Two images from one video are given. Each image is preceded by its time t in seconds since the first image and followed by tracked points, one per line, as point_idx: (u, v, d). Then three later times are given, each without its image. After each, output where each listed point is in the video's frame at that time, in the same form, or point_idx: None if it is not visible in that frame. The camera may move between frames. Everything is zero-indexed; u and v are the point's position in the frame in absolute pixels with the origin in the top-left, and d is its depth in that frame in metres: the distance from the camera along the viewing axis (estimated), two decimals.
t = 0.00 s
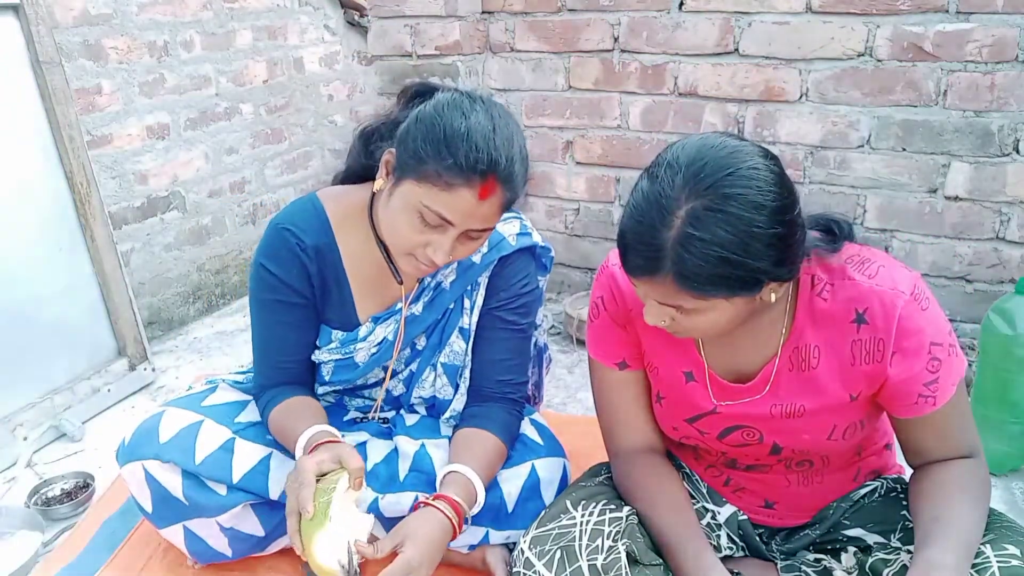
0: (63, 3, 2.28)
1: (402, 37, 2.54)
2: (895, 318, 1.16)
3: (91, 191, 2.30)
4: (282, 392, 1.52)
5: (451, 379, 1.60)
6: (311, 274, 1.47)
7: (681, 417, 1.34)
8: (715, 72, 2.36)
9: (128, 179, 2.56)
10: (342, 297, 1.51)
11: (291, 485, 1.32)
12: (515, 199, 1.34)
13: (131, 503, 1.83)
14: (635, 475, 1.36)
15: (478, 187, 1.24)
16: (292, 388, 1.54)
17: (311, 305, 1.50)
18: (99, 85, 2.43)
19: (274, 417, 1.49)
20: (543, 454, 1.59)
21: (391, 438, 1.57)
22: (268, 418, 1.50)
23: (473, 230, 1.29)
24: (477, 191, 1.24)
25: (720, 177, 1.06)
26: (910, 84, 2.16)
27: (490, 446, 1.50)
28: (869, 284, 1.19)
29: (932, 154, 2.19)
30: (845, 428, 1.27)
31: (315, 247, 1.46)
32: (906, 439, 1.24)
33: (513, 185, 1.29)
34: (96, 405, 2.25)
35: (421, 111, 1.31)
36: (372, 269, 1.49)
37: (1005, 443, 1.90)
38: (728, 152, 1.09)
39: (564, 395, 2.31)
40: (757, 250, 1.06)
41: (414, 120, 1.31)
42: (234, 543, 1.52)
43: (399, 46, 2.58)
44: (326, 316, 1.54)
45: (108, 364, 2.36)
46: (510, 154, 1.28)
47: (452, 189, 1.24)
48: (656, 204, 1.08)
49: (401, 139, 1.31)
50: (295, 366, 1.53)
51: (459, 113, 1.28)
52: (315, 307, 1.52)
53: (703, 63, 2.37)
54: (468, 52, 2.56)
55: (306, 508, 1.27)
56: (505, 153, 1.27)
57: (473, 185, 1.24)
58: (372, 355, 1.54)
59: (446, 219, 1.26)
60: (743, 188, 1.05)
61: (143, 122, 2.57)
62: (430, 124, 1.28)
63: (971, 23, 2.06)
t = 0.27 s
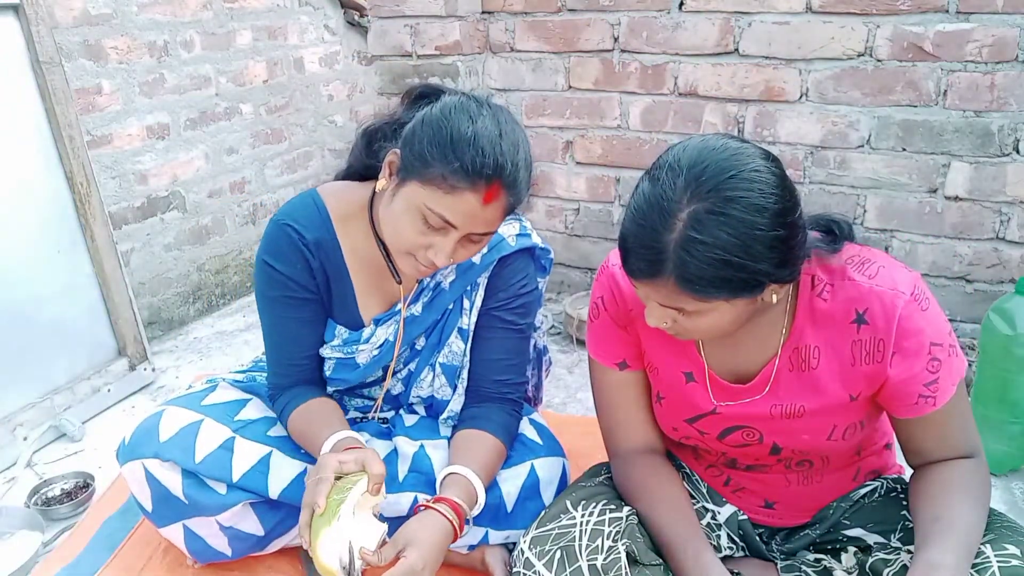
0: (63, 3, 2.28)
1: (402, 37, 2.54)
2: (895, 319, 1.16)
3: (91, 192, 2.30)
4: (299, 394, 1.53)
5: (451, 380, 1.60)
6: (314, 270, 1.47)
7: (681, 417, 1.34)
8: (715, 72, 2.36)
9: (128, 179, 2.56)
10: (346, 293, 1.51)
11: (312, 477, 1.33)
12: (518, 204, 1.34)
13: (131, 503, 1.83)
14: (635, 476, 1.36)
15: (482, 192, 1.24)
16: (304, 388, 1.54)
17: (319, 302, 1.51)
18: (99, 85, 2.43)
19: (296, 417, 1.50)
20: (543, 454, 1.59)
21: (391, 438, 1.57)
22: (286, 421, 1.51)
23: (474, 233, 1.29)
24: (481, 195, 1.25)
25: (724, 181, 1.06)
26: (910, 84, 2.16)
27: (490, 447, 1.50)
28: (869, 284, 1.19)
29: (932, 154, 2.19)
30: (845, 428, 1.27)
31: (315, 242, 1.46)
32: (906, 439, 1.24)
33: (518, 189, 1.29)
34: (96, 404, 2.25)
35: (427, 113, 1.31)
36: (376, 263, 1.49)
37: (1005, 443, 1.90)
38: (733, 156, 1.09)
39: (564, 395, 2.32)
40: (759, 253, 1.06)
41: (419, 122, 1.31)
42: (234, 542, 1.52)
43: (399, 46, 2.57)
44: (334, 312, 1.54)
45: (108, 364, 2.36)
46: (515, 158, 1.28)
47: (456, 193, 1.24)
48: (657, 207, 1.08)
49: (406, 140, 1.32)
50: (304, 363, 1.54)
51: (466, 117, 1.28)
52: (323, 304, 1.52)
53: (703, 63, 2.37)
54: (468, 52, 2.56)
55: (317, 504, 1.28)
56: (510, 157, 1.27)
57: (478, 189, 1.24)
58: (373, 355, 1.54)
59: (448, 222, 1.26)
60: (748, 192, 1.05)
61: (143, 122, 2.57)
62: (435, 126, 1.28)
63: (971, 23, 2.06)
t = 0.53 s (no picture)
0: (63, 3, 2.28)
1: (402, 37, 2.54)
2: (896, 319, 1.16)
3: (91, 191, 2.30)
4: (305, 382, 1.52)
5: (449, 376, 1.59)
6: (317, 255, 1.47)
7: (682, 417, 1.34)
8: (715, 72, 2.36)
9: (128, 179, 2.56)
10: (348, 279, 1.51)
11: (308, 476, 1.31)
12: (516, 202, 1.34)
13: (131, 503, 1.83)
14: (635, 476, 1.36)
15: (478, 192, 1.24)
16: (310, 377, 1.53)
17: (322, 286, 1.50)
18: (99, 85, 2.43)
19: (298, 410, 1.49)
20: (541, 450, 1.59)
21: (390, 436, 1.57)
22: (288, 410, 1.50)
23: (472, 231, 1.29)
24: (479, 195, 1.25)
25: (725, 184, 1.06)
26: (910, 84, 2.16)
27: (488, 442, 1.50)
28: (870, 284, 1.19)
29: (932, 154, 2.19)
30: (845, 428, 1.27)
31: (319, 228, 1.46)
32: (906, 439, 1.24)
33: (515, 187, 1.30)
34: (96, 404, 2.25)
35: (424, 112, 1.31)
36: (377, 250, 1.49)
37: (1005, 443, 1.90)
38: (732, 158, 1.08)
39: (564, 395, 2.32)
40: (760, 255, 1.06)
41: (416, 120, 1.31)
42: (233, 541, 1.52)
43: (399, 46, 2.57)
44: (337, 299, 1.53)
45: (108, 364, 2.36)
46: (511, 158, 1.28)
47: (452, 193, 1.24)
48: (660, 210, 1.08)
49: (402, 138, 1.31)
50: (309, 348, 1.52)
51: (461, 116, 1.28)
52: (328, 289, 1.52)
53: (703, 63, 2.37)
54: (468, 52, 2.56)
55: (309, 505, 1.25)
56: (506, 156, 1.27)
57: (474, 190, 1.24)
58: (374, 351, 1.54)
59: (447, 221, 1.26)
60: (748, 195, 1.05)
61: (143, 122, 2.57)
62: (433, 125, 1.28)
63: (971, 23, 2.06)
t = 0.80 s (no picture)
0: (63, 3, 2.28)
1: (402, 37, 2.54)
2: (897, 319, 1.16)
3: (91, 191, 2.30)
4: (294, 367, 1.49)
5: (452, 368, 1.59)
6: (321, 236, 1.47)
7: (683, 417, 1.34)
8: (715, 72, 2.36)
9: (128, 179, 2.56)
10: (349, 263, 1.51)
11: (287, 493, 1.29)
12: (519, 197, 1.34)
13: (130, 503, 1.83)
14: (636, 475, 1.36)
15: (485, 187, 1.24)
16: (301, 361, 1.50)
17: (322, 269, 1.49)
18: (99, 85, 2.43)
19: (278, 400, 1.45)
20: (541, 446, 1.58)
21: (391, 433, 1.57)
22: (270, 395, 1.46)
23: (476, 226, 1.30)
24: (484, 191, 1.25)
25: (731, 183, 1.05)
26: (910, 84, 2.16)
27: (494, 428, 1.49)
28: (872, 284, 1.19)
29: (932, 154, 2.19)
30: (846, 428, 1.27)
31: (325, 209, 1.47)
32: (906, 439, 1.25)
33: (518, 183, 1.30)
34: (96, 404, 2.25)
35: (429, 107, 1.30)
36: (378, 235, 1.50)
37: (1005, 442, 1.90)
38: (737, 158, 1.08)
39: (565, 395, 2.32)
40: (766, 253, 1.06)
41: (421, 115, 1.30)
42: (233, 540, 1.52)
43: (399, 46, 2.57)
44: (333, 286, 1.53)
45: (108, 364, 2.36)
46: (515, 153, 1.28)
47: (458, 187, 1.24)
48: (664, 211, 1.08)
49: (408, 132, 1.32)
50: (306, 330, 1.50)
51: (467, 112, 1.28)
52: (327, 276, 1.51)
53: (703, 63, 2.37)
54: (468, 52, 2.56)
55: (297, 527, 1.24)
56: (510, 152, 1.27)
57: (480, 184, 1.24)
58: (375, 342, 1.55)
59: (452, 216, 1.26)
60: (754, 194, 1.05)
61: (143, 122, 2.57)
62: (438, 122, 1.28)
63: (971, 23, 2.06)
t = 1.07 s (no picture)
0: (63, 3, 2.28)
1: (402, 37, 2.54)
2: (898, 318, 1.16)
3: (91, 191, 2.30)
4: (301, 377, 1.49)
5: (454, 373, 1.59)
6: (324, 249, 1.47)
7: (684, 417, 1.34)
8: (715, 72, 2.36)
9: (128, 179, 2.56)
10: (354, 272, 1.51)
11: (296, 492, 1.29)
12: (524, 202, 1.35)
13: (130, 503, 1.82)
14: (637, 475, 1.36)
15: (492, 192, 1.25)
16: (306, 372, 1.50)
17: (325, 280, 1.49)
18: (99, 85, 2.43)
19: (290, 408, 1.45)
20: (541, 450, 1.58)
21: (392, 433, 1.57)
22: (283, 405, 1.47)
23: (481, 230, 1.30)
24: (491, 195, 1.25)
25: (737, 185, 1.05)
26: (910, 84, 2.16)
27: (495, 432, 1.50)
28: (873, 283, 1.19)
29: (932, 154, 2.19)
30: (847, 428, 1.27)
31: (326, 221, 1.47)
32: (906, 439, 1.25)
33: (524, 188, 1.30)
34: (95, 404, 2.25)
35: (438, 111, 1.30)
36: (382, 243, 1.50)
37: (1005, 443, 1.90)
38: (744, 159, 1.08)
39: (564, 395, 2.32)
40: (771, 255, 1.06)
41: (430, 119, 1.30)
42: (233, 541, 1.52)
43: (399, 46, 2.57)
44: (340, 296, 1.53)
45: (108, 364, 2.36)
46: (524, 160, 1.28)
47: (467, 192, 1.24)
48: (667, 211, 1.08)
49: (416, 135, 1.31)
50: (308, 342, 1.50)
51: (476, 116, 1.27)
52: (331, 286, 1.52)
53: (703, 63, 2.37)
54: (468, 52, 2.56)
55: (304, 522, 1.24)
56: (520, 158, 1.27)
57: (489, 190, 1.25)
58: (379, 347, 1.55)
59: (457, 220, 1.27)
60: (758, 195, 1.05)
61: (143, 122, 2.57)
62: (447, 125, 1.28)
63: (971, 23, 2.06)
